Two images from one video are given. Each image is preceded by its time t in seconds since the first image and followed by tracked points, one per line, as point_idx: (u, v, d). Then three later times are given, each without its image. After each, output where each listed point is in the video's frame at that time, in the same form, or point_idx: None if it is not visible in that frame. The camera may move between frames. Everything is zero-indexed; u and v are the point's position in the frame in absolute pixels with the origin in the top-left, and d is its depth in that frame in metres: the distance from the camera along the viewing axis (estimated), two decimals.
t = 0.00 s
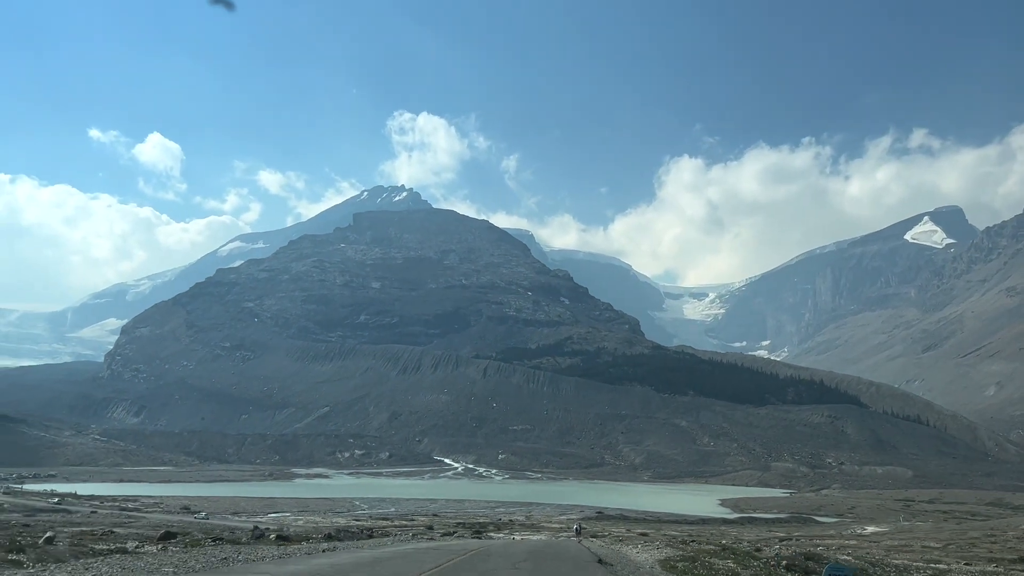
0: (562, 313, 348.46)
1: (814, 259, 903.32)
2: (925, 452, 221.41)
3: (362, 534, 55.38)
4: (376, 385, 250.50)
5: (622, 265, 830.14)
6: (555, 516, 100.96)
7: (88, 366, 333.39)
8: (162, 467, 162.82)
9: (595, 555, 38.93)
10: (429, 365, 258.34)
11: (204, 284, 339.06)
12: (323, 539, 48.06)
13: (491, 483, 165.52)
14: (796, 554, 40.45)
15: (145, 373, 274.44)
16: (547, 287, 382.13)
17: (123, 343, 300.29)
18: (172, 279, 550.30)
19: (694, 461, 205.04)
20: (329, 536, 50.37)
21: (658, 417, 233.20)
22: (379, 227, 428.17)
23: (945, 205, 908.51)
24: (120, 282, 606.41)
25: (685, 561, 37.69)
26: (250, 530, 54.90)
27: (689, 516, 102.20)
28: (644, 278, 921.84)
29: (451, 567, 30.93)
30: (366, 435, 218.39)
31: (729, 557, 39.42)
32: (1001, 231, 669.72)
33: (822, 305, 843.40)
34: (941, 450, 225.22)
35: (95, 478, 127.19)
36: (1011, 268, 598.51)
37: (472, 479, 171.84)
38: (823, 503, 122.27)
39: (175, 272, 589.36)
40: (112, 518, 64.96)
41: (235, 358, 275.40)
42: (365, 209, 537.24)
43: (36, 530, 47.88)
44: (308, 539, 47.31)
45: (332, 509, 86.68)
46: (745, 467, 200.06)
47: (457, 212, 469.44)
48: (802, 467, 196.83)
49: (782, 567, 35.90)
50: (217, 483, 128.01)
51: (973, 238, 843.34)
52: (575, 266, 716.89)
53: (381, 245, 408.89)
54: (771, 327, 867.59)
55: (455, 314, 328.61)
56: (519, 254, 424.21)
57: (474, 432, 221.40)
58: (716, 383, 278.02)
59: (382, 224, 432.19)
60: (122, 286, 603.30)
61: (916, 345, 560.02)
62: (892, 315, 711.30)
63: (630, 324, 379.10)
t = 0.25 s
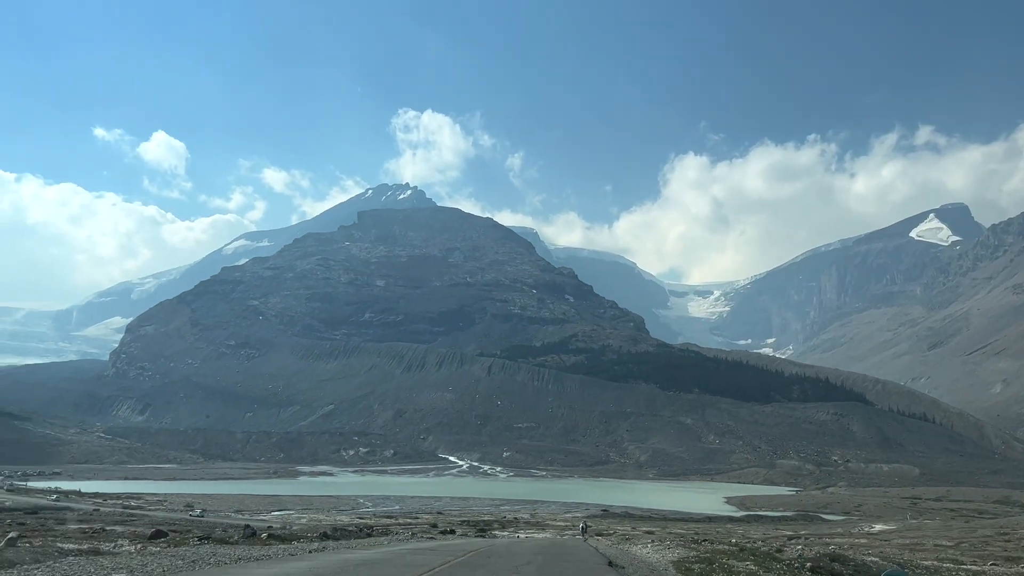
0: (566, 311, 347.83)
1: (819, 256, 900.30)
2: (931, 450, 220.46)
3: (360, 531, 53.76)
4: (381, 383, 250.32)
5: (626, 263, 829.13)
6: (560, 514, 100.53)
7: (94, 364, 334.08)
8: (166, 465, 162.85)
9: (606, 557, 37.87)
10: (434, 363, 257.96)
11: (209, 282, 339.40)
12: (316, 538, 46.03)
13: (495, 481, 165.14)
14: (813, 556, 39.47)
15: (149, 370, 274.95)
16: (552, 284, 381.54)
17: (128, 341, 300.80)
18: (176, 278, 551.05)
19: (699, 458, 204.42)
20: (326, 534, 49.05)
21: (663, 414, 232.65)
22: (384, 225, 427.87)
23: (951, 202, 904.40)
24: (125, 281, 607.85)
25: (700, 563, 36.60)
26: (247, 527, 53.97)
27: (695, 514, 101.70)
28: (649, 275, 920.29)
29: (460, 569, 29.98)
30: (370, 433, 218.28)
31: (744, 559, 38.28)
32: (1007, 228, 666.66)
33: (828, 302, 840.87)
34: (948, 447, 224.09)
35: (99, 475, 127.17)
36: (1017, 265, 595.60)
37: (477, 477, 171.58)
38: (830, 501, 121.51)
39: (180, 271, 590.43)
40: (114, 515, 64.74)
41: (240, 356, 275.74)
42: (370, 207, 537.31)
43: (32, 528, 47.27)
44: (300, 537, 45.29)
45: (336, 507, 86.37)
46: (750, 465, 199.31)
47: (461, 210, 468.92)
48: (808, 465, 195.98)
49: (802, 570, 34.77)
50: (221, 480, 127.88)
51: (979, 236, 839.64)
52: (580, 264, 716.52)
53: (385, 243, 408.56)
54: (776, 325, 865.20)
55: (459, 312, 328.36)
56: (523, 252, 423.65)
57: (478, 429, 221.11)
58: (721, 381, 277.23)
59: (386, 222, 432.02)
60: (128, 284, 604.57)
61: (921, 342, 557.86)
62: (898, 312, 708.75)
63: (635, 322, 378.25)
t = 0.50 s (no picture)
0: (570, 308, 347.24)
1: (824, 253, 897.66)
2: (937, 446, 219.56)
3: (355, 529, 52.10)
4: (385, 380, 250.26)
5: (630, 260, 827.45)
6: (564, 511, 100.27)
7: (98, 362, 334.95)
8: (170, 462, 162.99)
9: (613, 555, 36.85)
10: (437, 360, 257.75)
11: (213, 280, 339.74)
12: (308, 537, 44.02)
13: (499, 478, 164.89)
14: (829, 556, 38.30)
15: (154, 368, 275.41)
16: (556, 281, 380.93)
17: (132, 339, 301.27)
18: (181, 276, 552.11)
19: (704, 455, 203.95)
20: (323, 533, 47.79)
21: (667, 411, 232.15)
22: (387, 222, 427.71)
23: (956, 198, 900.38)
24: (129, 279, 609.12)
25: (711, 562, 35.53)
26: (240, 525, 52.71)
27: (701, 511, 101.13)
28: (653, 272, 918.95)
29: (461, 566, 29.07)
30: (374, 430, 218.30)
31: (757, 557, 37.21)
32: (1013, 224, 663.58)
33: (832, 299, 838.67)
34: (954, 444, 223.12)
35: (103, 473, 127.18)
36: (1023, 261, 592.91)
37: (480, 474, 171.36)
38: (836, 498, 120.97)
39: (184, 268, 591.39)
40: (116, 513, 64.59)
41: (244, 353, 276.01)
42: (373, 205, 537.25)
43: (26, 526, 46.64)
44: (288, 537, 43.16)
45: (339, 504, 86.26)
46: (755, 462, 198.71)
47: (465, 207, 468.45)
48: (813, 462, 195.34)
49: (817, 570, 33.63)
50: (224, 477, 127.89)
51: (984, 232, 836.38)
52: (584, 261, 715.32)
53: (389, 240, 408.46)
54: (780, 322, 863.28)
55: (463, 309, 328.03)
56: (527, 249, 423.04)
57: (482, 427, 220.89)
58: (726, 377, 276.55)
59: (390, 220, 431.73)
60: (132, 282, 605.89)
61: (926, 339, 555.87)
62: (903, 309, 706.50)
63: (639, 319, 377.57)
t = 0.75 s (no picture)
0: (574, 305, 346.63)
1: (828, 249, 895.23)
2: (943, 443, 218.60)
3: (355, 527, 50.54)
4: (389, 377, 250.12)
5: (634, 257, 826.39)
6: (568, 508, 99.92)
7: (103, 360, 335.58)
8: (173, 460, 163.02)
9: (624, 555, 35.97)
10: (441, 357, 257.45)
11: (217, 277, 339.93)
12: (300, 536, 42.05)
13: (503, 475, 164.55)
14: (846, 557, 37.22)
15: (157, 365, 275.77)
16: (559, 278, 380.48)
17: (136, 337, 301.51)
18: (185, 273, 553.15)
19: (708, 452, 203.42)
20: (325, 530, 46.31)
21: (671, 408, 231.61)
22: (391, 220, 427.44)
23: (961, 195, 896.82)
24: (133, 276, 610.46)
25: (734, 565, 34.39)
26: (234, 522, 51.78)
27: (705, 508, 100.41)
28: (657, 269, 917.91)
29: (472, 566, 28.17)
30: (378, 427, 218.21)
31: (774, 558, 36.09)
32: (1018, 220, 660.71)
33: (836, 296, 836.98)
34: (959, 440, 222.14)
35: (106, 470, 127.11)
36: None
37: (484, 471, 171.01)
38: (841, 495, 120.46)
39: (188, 266, 592.32)
40: (116, 510, 64.31)
41: (248, 351, 276.23)
42: (377, 202, 537.12)
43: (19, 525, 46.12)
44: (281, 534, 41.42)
45: (342, 501, 85.94)
46: (760, 458, 198.05)
47: (468, 205, 468.02)
48: (818, 458, 194.66)
49: (831, 567, 32.84)
50: (228, 475, 127.67)
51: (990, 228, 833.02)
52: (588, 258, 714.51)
53: (392, 237, 408.28)
54: (784, 319, 861.51)
55: (467, 307, 327.83)
56: (531, 246, 422.45)
57: (486, 423, 220.61)
58: (730, 374, 275.91)
59: (393, 217, 431.33)
60: (136, 279, 607.10)
61: (931, 336, 553.91)
62: (907, 305, 704.31)
63: (643, 316, 376.78)
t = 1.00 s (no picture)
0: (578, 302, 345.90)
1: (833, 246, 892.64)
2: (949, 440, 217.59)
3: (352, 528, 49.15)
4: (393, 374, 249.88)
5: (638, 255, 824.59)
6: (573, 506, 99.42)
7: (107, 357, 335.94)
8: (177, 457, 162.91)
9: (632, 555, 35.23)
10: (445, 354, 257.04)
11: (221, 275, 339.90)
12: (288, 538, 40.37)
13: (507, 472, 164.10)
14: (860, 556, 36.41)
15: (162, 363, 276.00)
16: (564, 275, 379.82)
17: (141, 334, 301.83)
18: (189, 272, 553.92)
19: (713, 449, 202.72)
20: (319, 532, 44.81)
21: (676, 405, 230.94)
22: (395, 217, 427.03)
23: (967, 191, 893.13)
24: (138, 274, 611.46)
25: (744, 563, 33.51)
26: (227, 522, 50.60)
27: (711, 506, 99.84)
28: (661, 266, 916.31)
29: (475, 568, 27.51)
30: (382, 425, 218.01)
31: (783, 555, 35.43)
32: None
33: (841, 293, 834.65)
34: (966, 437, 221.10)
35: (110, 468, 126.88)
36: None
37: (488, 469, 170.56)
38: (847, 492, 119.73)
39: (192, 264, 593.07)
40: (118, 508, 63.94)
41: (252, 349, 276.26)
42: (381, 199, 536.81)
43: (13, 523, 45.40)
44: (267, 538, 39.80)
45: (345, 499, 85.49)
46: (765, 456, 197.23)
47: (472, 202, 467.43)
48: (824, 455, 193.84)
49: (846, 566, 31.95)
50: (232, 473, 127.50)
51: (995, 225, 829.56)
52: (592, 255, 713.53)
53: (396, 235, 407.91)
54: (789, 316, 859.36)
55: (471, 304, 327.44)
56: (535, 243, 421.83)
57: (490, 421, 220.24)
58: (735, 371, 275.05)
59: (398, 214, 431.02)
60: (140, 277, 608.00)
61: (936, 333, 551.88)
62: (912, 302, 701.87)
63: (647, 313, 375.88)
